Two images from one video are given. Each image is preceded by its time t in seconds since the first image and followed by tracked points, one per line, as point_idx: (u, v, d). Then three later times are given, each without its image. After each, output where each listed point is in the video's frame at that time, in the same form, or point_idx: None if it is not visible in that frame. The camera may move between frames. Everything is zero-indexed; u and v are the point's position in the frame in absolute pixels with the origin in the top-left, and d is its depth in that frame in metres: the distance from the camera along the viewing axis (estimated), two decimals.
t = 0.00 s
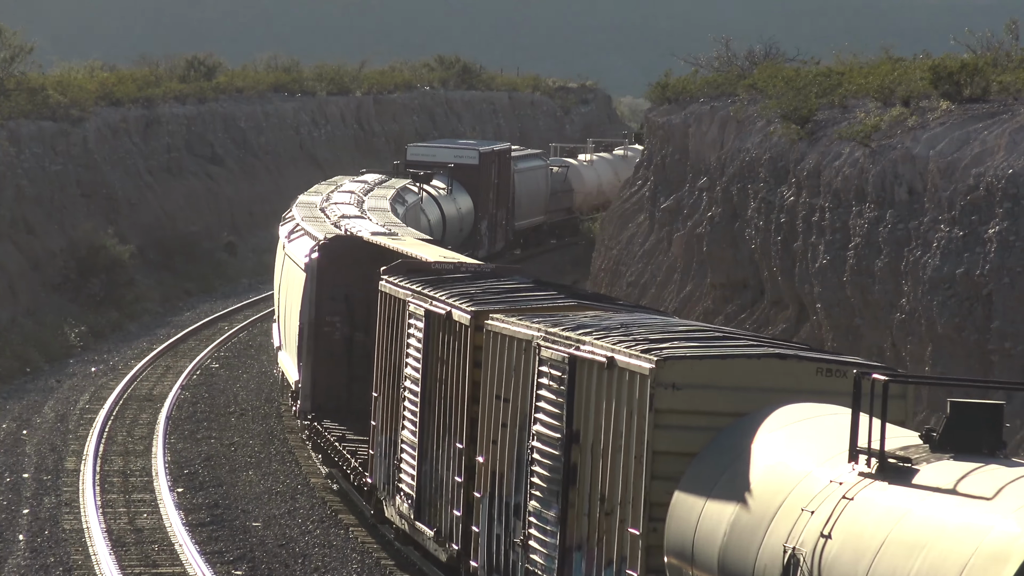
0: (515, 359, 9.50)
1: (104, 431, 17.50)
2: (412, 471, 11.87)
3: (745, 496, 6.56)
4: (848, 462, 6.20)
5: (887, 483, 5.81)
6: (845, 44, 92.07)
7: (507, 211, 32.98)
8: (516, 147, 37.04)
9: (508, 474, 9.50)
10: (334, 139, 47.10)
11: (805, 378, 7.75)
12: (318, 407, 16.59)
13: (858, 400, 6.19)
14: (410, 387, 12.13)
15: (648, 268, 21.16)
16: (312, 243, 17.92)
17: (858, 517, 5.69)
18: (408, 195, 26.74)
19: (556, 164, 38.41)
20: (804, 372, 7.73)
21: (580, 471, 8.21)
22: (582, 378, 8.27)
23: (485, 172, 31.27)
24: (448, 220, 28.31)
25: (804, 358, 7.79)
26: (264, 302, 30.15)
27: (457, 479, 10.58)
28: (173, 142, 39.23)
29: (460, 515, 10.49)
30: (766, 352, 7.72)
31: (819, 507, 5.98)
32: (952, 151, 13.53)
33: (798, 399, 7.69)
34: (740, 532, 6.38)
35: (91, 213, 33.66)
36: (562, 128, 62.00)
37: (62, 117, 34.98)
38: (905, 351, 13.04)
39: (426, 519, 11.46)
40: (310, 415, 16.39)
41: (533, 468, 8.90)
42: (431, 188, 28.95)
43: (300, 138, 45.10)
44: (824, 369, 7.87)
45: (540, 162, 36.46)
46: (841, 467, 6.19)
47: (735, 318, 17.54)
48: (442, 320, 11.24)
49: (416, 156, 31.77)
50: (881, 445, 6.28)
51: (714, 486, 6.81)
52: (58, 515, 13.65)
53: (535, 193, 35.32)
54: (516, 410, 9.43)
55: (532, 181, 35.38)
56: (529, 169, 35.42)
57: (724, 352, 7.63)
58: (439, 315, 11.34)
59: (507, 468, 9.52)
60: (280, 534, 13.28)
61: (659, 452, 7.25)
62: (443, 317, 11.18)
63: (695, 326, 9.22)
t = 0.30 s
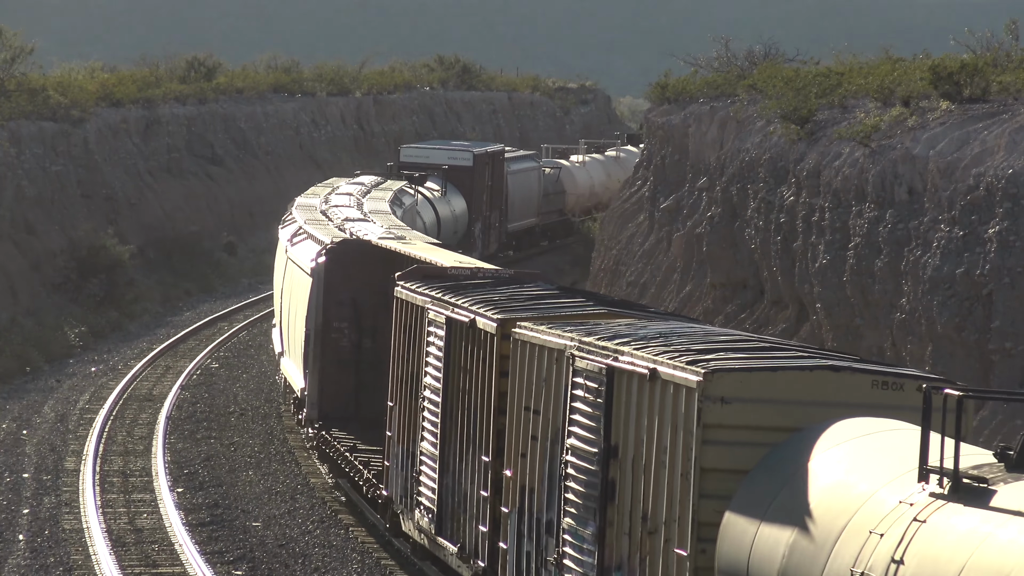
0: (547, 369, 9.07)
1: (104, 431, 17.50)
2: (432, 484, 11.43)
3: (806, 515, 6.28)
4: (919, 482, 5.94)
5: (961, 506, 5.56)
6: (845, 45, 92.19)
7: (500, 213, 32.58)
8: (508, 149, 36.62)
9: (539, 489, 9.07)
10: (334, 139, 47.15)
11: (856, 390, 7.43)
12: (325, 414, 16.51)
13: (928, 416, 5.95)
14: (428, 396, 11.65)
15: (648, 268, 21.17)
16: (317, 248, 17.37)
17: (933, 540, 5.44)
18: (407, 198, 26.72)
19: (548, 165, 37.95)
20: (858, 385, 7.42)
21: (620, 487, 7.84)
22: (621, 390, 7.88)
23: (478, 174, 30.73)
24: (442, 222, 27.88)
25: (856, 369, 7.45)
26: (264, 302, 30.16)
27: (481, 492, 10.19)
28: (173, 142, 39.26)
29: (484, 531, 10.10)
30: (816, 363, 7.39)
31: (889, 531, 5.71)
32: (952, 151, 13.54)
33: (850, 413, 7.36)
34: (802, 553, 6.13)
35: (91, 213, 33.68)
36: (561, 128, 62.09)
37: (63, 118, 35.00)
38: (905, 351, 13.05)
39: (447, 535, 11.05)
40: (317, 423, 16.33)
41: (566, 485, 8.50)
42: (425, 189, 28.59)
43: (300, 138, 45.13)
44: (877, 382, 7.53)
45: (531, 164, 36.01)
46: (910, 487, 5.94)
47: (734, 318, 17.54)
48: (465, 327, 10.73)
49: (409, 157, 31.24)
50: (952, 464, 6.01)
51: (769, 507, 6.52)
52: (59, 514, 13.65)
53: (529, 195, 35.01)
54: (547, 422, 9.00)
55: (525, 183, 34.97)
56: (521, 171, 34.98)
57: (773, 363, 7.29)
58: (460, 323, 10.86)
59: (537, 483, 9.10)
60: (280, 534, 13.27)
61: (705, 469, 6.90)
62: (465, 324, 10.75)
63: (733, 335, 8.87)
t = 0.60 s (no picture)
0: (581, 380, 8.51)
1: (104, 431, 17.50)
2: (453, 498, 10.76)
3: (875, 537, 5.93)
4: (997, 504, 5.60)
5: None
6: (844, 45, 92.24)
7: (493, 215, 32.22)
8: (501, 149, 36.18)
9: (573, 505, 8.52)
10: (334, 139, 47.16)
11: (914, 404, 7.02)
12: (333, 424, 15.62)
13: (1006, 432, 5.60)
14: (450, 408, 10.98)
15: (648, 268, 21.16)
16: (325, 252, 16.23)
17: (1017, 566, 5.10)
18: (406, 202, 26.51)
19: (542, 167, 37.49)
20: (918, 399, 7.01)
21: (663, 505, 7.35)
22: (664, 402, 7.40)
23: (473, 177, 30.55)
24: (437, 224, 27.50)
25: (916, 382, 7.02)
26: (263, 302, 30.16)
27: (508, 508, 9.63)
28: (173, 142, 39.27)
29: (513, 548, 9.53)
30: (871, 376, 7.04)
31: (967, 556, 5.37)
32: (952, 151, 13.55)
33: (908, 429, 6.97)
34: None
35: (90, 213, 33.67)
36: (561, 128, 62.14)
37: (62, 118, 35.00)
38: (905, 351, 13.04)
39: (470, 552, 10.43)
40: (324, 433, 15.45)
41: (604, 502, 7.94)
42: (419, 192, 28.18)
43: (300, 138, 45.14)
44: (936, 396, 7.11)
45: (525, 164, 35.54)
46: (987, 509, 5.60)
47: (735, 318, 17.54)
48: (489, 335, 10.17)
49: (403, 159, 31.17)
50: None
51: (829, 531, 6.19)
52: (59, 515, 13.64)
53: (521, 194, 34.60)
54: (585, 437, 8.42)
55: (518, 183, 34.56)
56: (514, 171, 34.54)
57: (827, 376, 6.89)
58: (486, 331, 10.24)
59: (571, 501, 8.54)
60: (281, 534, 13.27)
61: (758, 486, 6.55)
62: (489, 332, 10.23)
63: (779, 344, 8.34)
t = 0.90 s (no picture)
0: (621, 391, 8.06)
1: (104, 431, 17.50)
2: (480, 513, 10.29)
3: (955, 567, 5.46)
4: None
5: None
6: (845, 45, 92.22)
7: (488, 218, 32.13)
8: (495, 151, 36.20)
9: (612, 523, 8.09)
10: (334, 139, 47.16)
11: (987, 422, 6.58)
12: (342, 434, 15.11)
13: None
14: (476, 418, 10.48)
15: (648, 268, 21.16)
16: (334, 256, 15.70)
17: None
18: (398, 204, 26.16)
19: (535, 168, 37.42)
20: (989, 415, 6.60)
21: (712, 524, 6.91)
22: (714, 416, 6.97)
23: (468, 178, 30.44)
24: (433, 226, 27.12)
25: (986, 397, 6.63)
26: (263, 302, 30.16)
27: (539, 525, 9.18)
28: (173, 143, 39.27)
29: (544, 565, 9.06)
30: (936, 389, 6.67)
31: None
32: (953, 151, 13.54)
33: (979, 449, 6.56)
34: None
35: (90, 213, 33.64)
36: (561, 128, 62.16)
37: (62, 118, 35.00)
38: (905, 351, 13.03)
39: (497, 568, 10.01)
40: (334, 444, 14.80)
41: (645, 519, 7.46)
42: (414, 193, 27.83)
43: (301, 138, 45.15)
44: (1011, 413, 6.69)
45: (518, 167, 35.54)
46: None
47: (735, 318, 17.53)
48: (520, 345, 9.73)
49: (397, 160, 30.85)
50: None
51: (900, 555, 5.76)
52: (58, 515, 13.63)
53: (514, 198, 34.48)
54: (624, 451, 7.97)
55: (513, 186, 34.54)
56: (509, 174, 34.53)
57: (889, 389, 6.52)
58: (514, 340, 9.84)
59: (610, 518, 8.10)
60: (280, 534, 13.26)
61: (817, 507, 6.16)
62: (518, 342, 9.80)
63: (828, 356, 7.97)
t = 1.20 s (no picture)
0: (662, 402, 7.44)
1: (104, 431, 17.50)
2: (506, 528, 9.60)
3: None
4: None
5: None
6: (845, 45, 92.13)
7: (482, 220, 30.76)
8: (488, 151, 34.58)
9: (654, 544, 7.48)
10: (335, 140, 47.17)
11: None
12: (354, 444, 14.35)
13: None
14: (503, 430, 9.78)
15: (648, 268, 21.16)
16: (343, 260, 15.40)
17: None
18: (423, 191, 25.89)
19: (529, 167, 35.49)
20: None
21: (767, 546, 6.41)
22: (772, 433, 6.42)
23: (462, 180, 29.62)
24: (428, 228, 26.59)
25: None
26: (263, 302, 30.17)
27: (571, 542, 8.59)
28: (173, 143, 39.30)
29: None
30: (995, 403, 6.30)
31: None
32: (952, 152, 13.56)
33: None
34: None
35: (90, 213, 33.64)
36: (562, 128, 62.15)
37: (63, 118, 35.03)
38: (905, 352, 12.95)
39: None
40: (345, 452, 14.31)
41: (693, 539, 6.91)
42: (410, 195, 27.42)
43: (301, 138, 45.17)
44: None
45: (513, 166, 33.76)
46: None
47: (735, 318, 17.51)
48: (551, 353, 9.02)
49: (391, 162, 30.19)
50: None
51: None
52: (58, 515, 13.63)
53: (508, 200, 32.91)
54: (668, 468, 7.39)
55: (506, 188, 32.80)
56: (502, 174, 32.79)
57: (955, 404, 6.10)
58: (546, 349, 9.11)
59: (653, 538, 7.48)
60: (280, 534, 13.26)
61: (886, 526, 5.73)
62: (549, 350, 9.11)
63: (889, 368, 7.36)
